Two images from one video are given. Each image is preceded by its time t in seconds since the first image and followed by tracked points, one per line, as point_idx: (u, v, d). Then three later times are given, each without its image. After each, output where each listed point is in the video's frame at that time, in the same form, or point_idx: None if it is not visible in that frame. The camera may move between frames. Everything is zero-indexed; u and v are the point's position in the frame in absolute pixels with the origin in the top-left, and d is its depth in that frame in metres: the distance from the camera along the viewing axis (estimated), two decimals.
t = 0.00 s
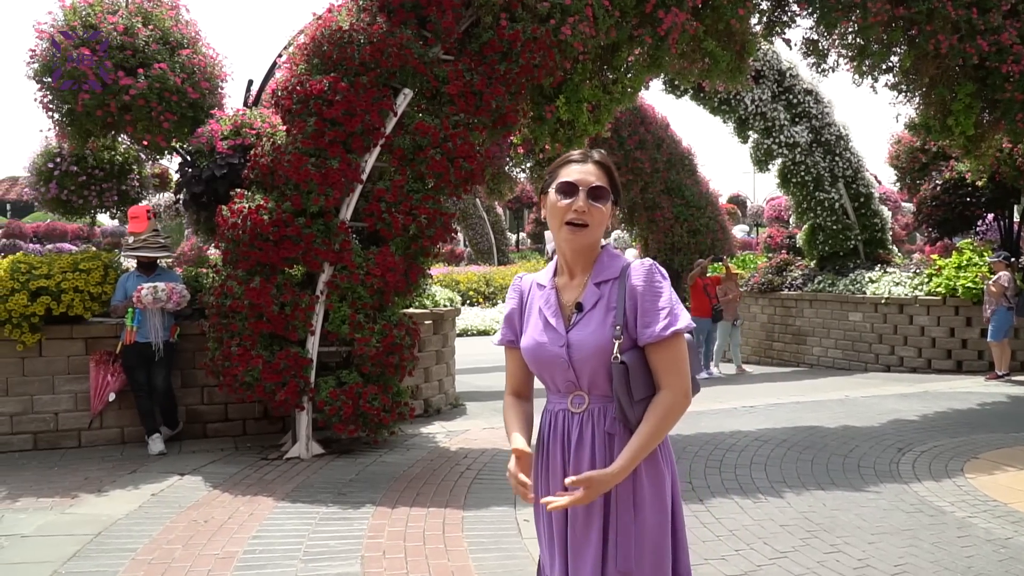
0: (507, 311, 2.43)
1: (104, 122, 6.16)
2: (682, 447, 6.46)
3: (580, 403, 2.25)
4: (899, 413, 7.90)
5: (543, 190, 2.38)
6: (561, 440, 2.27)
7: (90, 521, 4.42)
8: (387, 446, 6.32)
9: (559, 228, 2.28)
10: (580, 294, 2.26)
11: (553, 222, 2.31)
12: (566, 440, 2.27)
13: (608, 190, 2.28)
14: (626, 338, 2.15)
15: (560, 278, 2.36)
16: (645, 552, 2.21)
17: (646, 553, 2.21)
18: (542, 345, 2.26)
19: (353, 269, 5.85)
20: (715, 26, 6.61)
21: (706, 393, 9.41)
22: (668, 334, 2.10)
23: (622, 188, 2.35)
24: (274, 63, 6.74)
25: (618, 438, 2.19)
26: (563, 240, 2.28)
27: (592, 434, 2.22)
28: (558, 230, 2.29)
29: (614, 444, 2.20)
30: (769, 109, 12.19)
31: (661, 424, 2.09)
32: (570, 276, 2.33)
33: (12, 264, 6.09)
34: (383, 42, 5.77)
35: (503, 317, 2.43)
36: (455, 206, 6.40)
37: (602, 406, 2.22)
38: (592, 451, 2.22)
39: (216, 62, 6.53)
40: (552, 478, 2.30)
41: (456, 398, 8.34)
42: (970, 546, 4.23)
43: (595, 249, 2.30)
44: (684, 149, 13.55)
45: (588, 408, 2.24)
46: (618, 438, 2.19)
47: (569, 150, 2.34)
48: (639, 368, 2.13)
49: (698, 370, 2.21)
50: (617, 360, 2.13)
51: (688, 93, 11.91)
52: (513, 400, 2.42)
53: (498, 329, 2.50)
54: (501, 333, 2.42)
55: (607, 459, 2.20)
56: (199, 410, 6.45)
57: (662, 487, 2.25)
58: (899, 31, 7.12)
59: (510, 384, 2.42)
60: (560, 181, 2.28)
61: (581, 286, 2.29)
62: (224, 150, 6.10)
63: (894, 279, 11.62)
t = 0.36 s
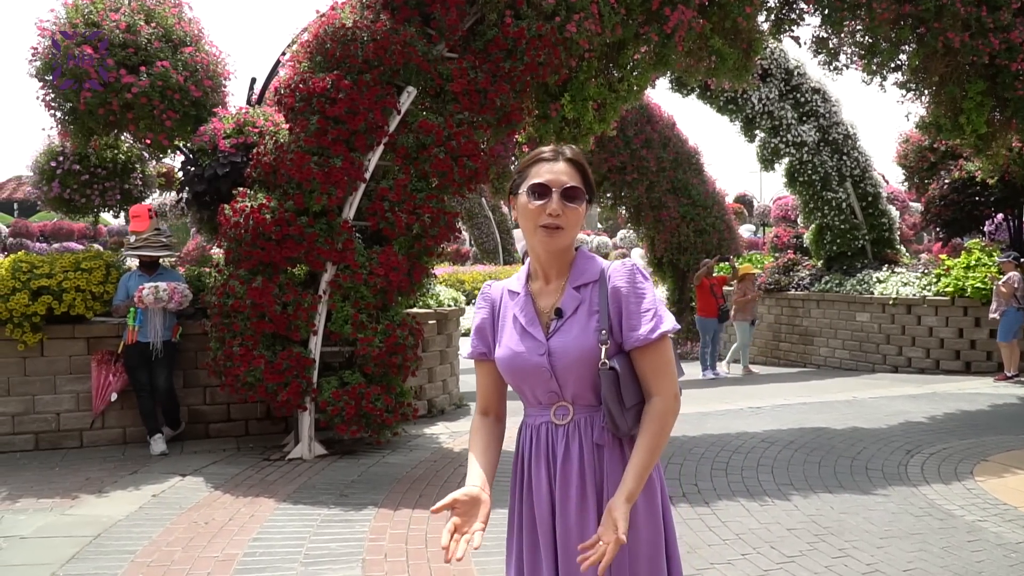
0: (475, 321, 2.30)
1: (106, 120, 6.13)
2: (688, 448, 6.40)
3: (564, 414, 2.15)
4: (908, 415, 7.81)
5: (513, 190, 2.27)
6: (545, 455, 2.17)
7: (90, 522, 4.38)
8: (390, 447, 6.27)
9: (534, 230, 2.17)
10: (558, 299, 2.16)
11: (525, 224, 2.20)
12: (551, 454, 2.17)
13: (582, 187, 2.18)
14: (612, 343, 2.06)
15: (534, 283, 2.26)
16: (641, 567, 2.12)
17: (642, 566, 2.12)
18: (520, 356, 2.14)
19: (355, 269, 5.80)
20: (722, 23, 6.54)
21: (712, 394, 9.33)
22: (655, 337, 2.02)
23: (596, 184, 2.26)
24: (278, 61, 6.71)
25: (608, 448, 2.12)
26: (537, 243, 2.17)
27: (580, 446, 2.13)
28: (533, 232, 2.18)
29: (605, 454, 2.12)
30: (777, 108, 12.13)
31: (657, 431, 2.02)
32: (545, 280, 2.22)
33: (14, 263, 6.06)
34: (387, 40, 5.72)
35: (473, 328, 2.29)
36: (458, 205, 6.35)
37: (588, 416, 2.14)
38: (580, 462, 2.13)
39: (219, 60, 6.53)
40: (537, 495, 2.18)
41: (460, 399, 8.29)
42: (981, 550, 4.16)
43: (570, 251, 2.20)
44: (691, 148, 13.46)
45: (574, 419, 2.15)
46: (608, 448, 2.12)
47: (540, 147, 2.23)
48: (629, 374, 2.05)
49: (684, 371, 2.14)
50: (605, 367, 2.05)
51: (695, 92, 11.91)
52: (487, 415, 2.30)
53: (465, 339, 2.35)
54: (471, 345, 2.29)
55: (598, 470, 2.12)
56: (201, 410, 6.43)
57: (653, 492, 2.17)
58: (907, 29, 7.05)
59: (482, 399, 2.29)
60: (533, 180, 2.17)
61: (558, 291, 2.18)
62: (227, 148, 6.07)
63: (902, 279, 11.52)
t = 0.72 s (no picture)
0: (449, 320, 2.17)
1: (106, 117, 6.09)
2: (691, 448, 6.35)
3: (553, 416, 2.09)
4: (912, 414, 7.75)
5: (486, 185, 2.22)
6: (535, 459, 2.10)
7: (89, 522, 4.34)
8: (391, 446, 6.23)
9: (512, 224, 2.13)
10: (543, 296, 2.12)
11: (501, 218, 2.16)
12: (540, 458, 2.10)
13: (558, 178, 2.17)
14: (603, 340, 2.05)
15: (512, 280, 2.20)
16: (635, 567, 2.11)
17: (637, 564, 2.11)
18: (507, 356, 2.05)
19: (357, 267, 5.75)
20: (726, 20, 6.49)
21: (715, 393, 9.27)
22: (646, 333, 2.03)
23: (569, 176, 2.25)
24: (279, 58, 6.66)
25: (601, 447, 2.10)
26: (517, 238, 2.13)
27: (571, 447, 2.08)
28: (512, 227, 2.14)
29: (597, 455, 2.09)
30: (780, 105, 12.14)
31: (652, 425, 2.04)
32: (526, 278, 2.18)
33: (13, 260, 6.03)
34: (388, 36, 5.68)
35: (447, 329, 2.16)
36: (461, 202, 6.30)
37: (578, 417, 2.10)
38: (572, 463, 2.08)
39: (220, 56, 6.50)
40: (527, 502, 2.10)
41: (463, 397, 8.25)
42: (989, 553, 4.11)
43: (549, 246, 2.18)
44: (693, 146, 13.42)
45: (563, 421, 2.09)
46: (601, 447, 2.10)
47: (512, 140, 2.20)
48: (621, 372, 2.05)
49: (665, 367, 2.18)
50: (599, 365, 2.02)
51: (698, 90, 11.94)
52: (464, 422, 2.16)
53: (435, 340, 2.21)
54: (447, 347, 2.15)
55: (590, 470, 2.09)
56: (202, 409, 6.39)
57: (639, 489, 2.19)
58: (912, 26, 7.00)
59: (460, 404, 2.15)
60: (511, 172, 2.14)
61: (541, 288, 2.14)
62: (227, 145, 6.02)
63: (906, 278, 11.46)
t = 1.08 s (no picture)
0: (411, 303, 2.10)
1: (107, 110, 6.05)
2: (696, 443, 6.33)
3: (518, 403, 2.09)
4: (917, 410, 7.72)
5: (451, 168, 2.20)
6: (499, 446, 2.09)
7: (92, 517, 4.32)
8: (394, 441, 6.20)
9: (479, 208, 2.12)
10: (511, 282, 2.13)
11: (467, 202, 2.15)
12: (503, 445, 2.09)
13: (527, 164, 2.17)
14: (570, 328, 2.09)
15: (476, 266, 2.19)
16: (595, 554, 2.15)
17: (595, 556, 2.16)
18: (475, 340, 2.04)
19: (360, 261, 5.71)
20: (731, 13, 6.43)
21: (719, 388, 9.24)
22: (612, 323, 2.09)
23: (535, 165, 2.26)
24: (280, 50, 6.61)
25: (563, 436, 2.12)
26: (485, 222, 2.13)
27: (535, 434, 2.10)
28: (479, 211, 2.13)
29: (560, 442, 2.12)
30: (784, 100, 12.07)
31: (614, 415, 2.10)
32: (491, 264, 2.17)
33: (14, 255, 6.01)
34: (391, 28, 5.64)
35: (407, 312, 2.09)
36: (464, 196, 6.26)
37: (542, 404, 2.12)
38: (536, 450, 2.10)
39: (221, 49, 6.45)
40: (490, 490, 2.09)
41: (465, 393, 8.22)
42: (998, 549, 4.08)
43: (514, 233, 2.19)
44: (696, 141, 13.36)
45: (528, 408, 2.10)
46: (563, 436, 2.13)
47: (480, 122, 2.19)
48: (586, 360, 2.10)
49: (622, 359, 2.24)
50: (568, 352, 2.06)
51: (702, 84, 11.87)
52: (423, 408, 2.10)
53: (392, 323, 2.12)
54: (406, 331, 2.08)
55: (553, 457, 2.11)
56: (204, 403, 6.36)
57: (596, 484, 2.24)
58: (917, 19, 6.95)
59: (420, 389, 2.09)
60: (480, 155, 2.13)
61: (507, 275, 2.15)
62: (229, 139, 5.99)
63: (910, 273, 11.41)
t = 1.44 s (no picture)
0: (383, 283, 2.17)
1: (110, 102, 6.02)
2: (702, 436, 6.30)
3: (484, 385, 2.16)
4: (924, 403, 7.68)
5: (430, 153, 2.28)
6: (463, 426, 2.15)
7: (96, 508, 4.30)
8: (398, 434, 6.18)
9: (453, 193, 2.20)
10: (482, 268, 2.19)
11: (442, 187, 2.23)
12: (467, 426, 2.15)
13: (504, 154, 2.24)
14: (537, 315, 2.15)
15: (449, 251, 2.25)
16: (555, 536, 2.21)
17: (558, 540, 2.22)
18: (443, 322, 2.10)
19: (364, 253, 5.68)
20: (737, 3, 6.38)
21: (723, 382, 9.20)
22: (579, 312, 2.15)
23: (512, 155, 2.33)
24: (284, 41, 6.57)
25: (527, 421, 2.19)
26: (457, 208, 2.20)
27: (499, 416, 2.16)
28: (453, 196, 2.20)
29: (524, 426, 2.18)
30: (789, 92, 12.02)
31: (576, 403, 2.17)
32: (464, 250, 2.24)
33: (17, 247, 5.99)
34: (395, 18, 5.59)
35: (380, 292, 2.16)
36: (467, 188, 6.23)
37: (508, 388, 2.18)
38: (500, 433, 2.16)
39: (224, 40, 6.41)
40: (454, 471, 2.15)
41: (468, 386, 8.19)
42: (1010, 542, 4.05)
43: (488, 221, 2.26)
44: (699, 134, 13.31)
45: (493, 391, 2.16)
46: (527, 420, 2.19)
47: (460, 110, 2.26)
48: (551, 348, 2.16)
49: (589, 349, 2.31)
50: (534, 338, 2.12)
51: (706, 76, 11.79)
52: (392, 387, 2.17)
53: (364, 302, 2.20)
54: (379, 310, 2.15)
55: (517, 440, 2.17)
56: (208, 395, 6.34)
57: (559, 471, 2.31)
58: (925, 10, 6.89)
59: (390, 369, 2.16)
60: (457, 143, 2.20)
61: (478, 261, 2.21)
62: (233, 130, 5.96)
63: (915, 266, 11.37)
